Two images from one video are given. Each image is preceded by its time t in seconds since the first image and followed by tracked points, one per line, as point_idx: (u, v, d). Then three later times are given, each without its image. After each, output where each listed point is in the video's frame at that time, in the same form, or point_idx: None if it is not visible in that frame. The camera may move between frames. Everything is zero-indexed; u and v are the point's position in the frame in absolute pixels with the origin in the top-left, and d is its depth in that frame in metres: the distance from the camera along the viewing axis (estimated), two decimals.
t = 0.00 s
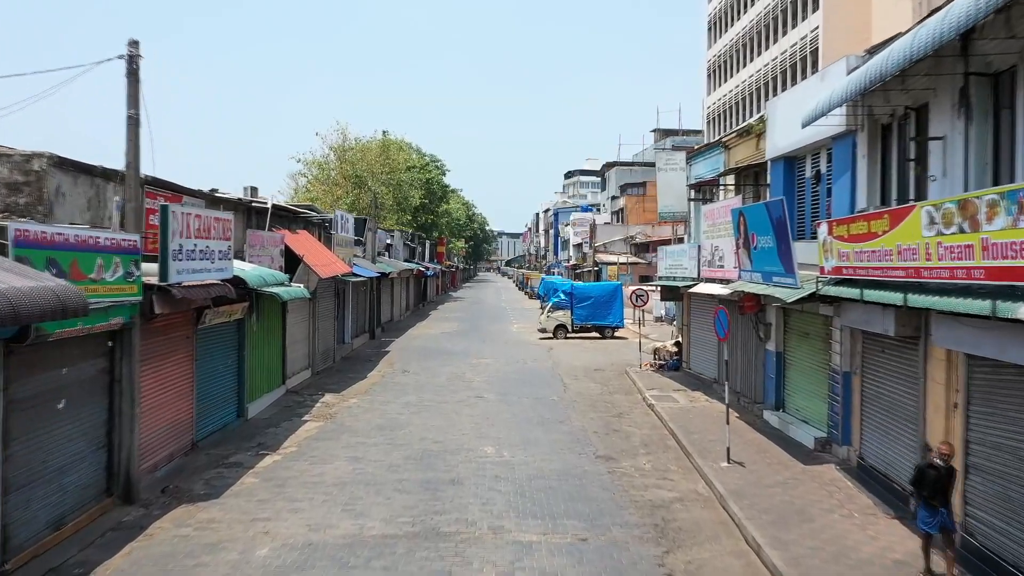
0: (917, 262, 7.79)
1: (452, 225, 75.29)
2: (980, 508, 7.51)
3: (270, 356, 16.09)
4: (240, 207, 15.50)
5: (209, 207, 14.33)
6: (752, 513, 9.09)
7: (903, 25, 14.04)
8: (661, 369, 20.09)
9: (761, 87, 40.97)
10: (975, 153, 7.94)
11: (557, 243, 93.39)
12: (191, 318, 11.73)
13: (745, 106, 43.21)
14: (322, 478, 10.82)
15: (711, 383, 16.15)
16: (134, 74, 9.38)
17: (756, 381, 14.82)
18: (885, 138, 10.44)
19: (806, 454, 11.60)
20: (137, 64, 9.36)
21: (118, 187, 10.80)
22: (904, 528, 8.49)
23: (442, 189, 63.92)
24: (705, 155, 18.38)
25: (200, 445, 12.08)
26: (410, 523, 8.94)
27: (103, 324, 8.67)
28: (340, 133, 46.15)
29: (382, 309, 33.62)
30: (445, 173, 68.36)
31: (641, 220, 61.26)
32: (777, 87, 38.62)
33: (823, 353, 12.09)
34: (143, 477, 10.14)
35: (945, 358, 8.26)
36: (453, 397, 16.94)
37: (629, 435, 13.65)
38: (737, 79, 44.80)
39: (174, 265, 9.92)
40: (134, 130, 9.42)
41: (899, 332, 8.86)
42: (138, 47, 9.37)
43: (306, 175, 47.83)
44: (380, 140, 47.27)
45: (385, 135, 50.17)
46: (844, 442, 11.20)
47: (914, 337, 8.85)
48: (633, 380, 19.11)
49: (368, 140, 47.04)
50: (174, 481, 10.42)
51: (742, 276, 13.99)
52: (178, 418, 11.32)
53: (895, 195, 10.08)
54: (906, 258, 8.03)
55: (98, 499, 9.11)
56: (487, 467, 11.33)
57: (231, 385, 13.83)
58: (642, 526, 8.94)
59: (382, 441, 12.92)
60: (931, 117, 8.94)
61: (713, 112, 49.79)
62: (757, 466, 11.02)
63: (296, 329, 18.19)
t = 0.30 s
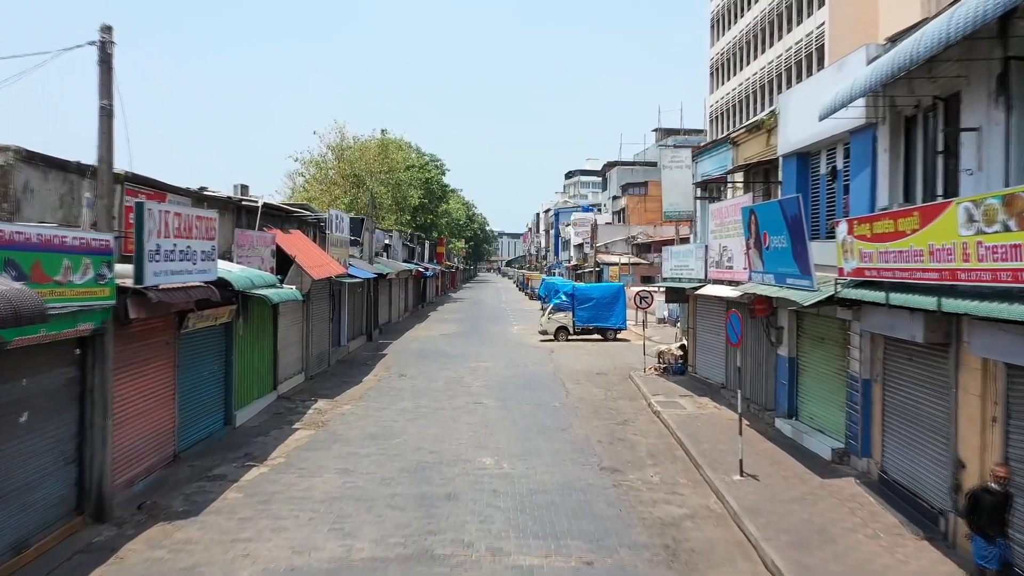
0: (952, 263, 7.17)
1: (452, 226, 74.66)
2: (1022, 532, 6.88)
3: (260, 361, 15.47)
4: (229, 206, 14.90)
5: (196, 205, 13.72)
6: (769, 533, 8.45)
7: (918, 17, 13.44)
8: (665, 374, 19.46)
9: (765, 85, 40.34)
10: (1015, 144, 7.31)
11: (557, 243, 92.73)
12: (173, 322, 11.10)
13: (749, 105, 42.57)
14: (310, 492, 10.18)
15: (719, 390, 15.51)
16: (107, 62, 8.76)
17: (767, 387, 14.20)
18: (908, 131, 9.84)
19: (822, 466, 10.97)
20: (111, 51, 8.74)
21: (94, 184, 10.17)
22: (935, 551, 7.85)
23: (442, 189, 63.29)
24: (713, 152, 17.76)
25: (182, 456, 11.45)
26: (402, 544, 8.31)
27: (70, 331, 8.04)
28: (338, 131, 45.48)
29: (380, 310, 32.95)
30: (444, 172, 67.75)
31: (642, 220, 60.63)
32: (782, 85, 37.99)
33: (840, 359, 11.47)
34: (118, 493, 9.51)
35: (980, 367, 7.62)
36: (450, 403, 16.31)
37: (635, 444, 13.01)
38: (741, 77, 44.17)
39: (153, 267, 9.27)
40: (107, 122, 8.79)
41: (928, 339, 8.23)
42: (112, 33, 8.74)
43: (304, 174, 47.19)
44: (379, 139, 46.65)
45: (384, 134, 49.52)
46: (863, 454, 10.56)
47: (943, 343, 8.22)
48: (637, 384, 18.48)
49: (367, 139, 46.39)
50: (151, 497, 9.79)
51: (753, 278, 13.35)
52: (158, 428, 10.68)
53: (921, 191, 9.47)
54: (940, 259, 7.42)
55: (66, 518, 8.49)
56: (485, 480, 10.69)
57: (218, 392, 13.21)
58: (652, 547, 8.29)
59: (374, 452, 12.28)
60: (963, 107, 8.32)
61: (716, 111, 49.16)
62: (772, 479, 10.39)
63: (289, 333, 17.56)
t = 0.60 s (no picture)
0: (994, 266, 6.53)
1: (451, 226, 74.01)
2: None
3: (248, 366, 14.82)
4: (216, 205, 14.30)
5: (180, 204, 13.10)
6: (789, 557, 7.80)
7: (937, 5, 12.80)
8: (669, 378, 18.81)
9: (769, 83, 39.67)
10: None
11: (557, 243, 92.08)
12: (151, 328, 10.46)
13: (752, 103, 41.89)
14: (295, 510, 9.52)
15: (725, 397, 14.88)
16: (74, 48, 8.11)
17: (778, 394, 13.56)
18: (933, 123, 9.21)
19: (839, 480, 10.33)
20: (77, 36, 8.09)
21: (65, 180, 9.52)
22: None
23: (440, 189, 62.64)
24: (718, 149, 17.15)
25: (161, 469, 10.80)
26: (391, 570, 7.65)
27: (29, 339, 7.37)
28: (335, 130, 44.81)
29: (376, 312, 32.30)
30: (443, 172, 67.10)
31: (643, 220, 60.00)
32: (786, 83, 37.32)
33: (858, 366, 10.83)
34: (87, 511, 8.87)
35: (1021, 379, 7.00)
36: (447, 410, 15.65)
37: (640, 455, 12.36)
38: (743, 75, 43.51)
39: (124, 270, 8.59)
40: (74, 113, 8.15)
41: (962, 348, 7.60)
42: (78, 17, 8.10)
43: (300, 174, 46.52)
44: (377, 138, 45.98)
45: (382, 133, 48.85)
46: (884, 468, 9.93)
47: (978, 353, 7.60)
48: (641, 390, 17.82)
49: (364, 138, 45.73)
50: (124, 515, 9.13)
51: (764, 279, 12.72)
52: (134, 441, 10.04)
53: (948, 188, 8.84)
54: (978, 260, 6.79)
55: (29, 541, 7.83)
56: (482, 496, 10.04)
57: (201, 400, 12.57)
58: (662, 573, 7.65)
59: (365, 464, 11.62)
60: (999, 96, 7.69)
61: (718, 110, 48.50)
62: (788, 496, 9.74)
63: (279, 336, 16.91)
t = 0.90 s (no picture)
0: None
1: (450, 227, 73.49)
2: None
3: (235, 373, 14.18)
4: (202, 204, 13.69)
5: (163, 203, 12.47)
6: None
7: None
8: (674, 385, 18.15)
9: (773, 81, 39.00)
10: None
11: (557, 244, 91.37)
12: (125, 336, 9.82)
13: (755, 101, 41.22)
14: (278, 531, 8.84)
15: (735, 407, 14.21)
16: (33, 31, 7.46)
17: (791, 403, 12.90)
18: (964, 116, 8.57)
19: (860, 498, 9.68)
20: (37, 19, 7.44)
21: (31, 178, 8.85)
22: None
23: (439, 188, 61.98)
24: (726, 147, 16.55)
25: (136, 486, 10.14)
26: None
27: None
28: (331, 129, 44.15)
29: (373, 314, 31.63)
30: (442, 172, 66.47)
31: (644, 221, 59.35)
32: (790, 81, 36.66)
33: (880, 375, 10.18)
34: (53, 533, 8.22)
35: None
36: (443, 419, 14.99)
37: (646, 468, 11.70)
38: (746, 73, 42.87)
39: (90, 273, 7.91)
40: (35, 102, 7.49)
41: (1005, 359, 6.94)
42: None
43: (296, 173, 45.87)
44: (374, 137, 45.32)
45: (380, 132, 48.20)
46: (909, 484, 9.27)
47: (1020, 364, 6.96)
48: (644, 397, 17.17)
49: (361, 137, 45.07)
50: (92, 538, 8.46)
51: (777, 283, 12.07)
52: (104, 457, 9.37)
53: (981, 185, 8.19)
54: None
55: None
56: (479, 515, 9.38)
57: (184, 410, 11.93)
58: None
59: (356, 479, 10.95)
60: None
61: (720, 108, 47.85)
62: (807, 516, 9.08)
63: (269, 342, 16.27)
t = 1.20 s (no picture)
0: None
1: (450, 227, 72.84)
2: None
3: (221, 381, 13.52)
4: (186, 205, 13.02)
5: (144, 204, 11.82)
6: None
7: None
8: (679, 392, 17.47)
9: (777, 79, 38.36)
10: None
11: (557, 244, 90.69)
12: (95, 346, 9.16)
13: (759, 100, 40.57)
14: (258, 558, 8.17)
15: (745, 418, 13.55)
16: None
17: (806, 414, 12.24)
18: (1000, 108, 7.91)
19: (885, 520, 9.00)
20: None
21: None
22: None
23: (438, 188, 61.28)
24: (735, 145, 15.90)
25: (108, 506, 9.46)
26: None
27: None
28: (329, 128, 43.48)
29: (369, 317, 30.94)
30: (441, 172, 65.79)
31: (645, 221, 58.65)
32: (795, 79, 36.03)
33: (904, 387, 9.52)
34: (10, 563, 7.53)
35: None
36: (439, 429, 14.32)
37: (653, 485, 11.01)
38: (750, 71, 42.24)
39: (50, 280, 7.22)
40: None
41: None
42: None
43: (293, 173, 45.17)
44: (372, 136, 44.64)
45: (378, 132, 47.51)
46: (937, 506, 8.60)
47: None
48: (649, 405, 16.48)
49: (359, 136, 44.38)
50: (57, 565, 7.80)
51: (792, 288, 11.41)
52: (71, 476, 8.70)
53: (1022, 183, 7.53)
54: None
55: None
56: (475, 539, 8.71)
57: (164, 423, 11.26)
58: None
59: (345, 496, 10.28)
60: None
61: (723, 108, 47.23)
62: (829, 541, 8.40)
63: (258, 348, 15.60)
